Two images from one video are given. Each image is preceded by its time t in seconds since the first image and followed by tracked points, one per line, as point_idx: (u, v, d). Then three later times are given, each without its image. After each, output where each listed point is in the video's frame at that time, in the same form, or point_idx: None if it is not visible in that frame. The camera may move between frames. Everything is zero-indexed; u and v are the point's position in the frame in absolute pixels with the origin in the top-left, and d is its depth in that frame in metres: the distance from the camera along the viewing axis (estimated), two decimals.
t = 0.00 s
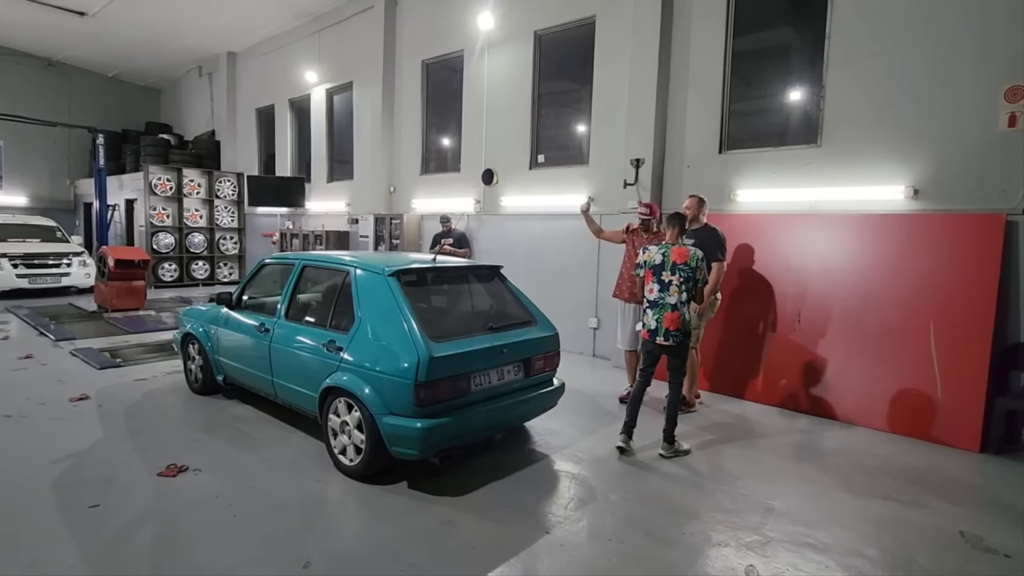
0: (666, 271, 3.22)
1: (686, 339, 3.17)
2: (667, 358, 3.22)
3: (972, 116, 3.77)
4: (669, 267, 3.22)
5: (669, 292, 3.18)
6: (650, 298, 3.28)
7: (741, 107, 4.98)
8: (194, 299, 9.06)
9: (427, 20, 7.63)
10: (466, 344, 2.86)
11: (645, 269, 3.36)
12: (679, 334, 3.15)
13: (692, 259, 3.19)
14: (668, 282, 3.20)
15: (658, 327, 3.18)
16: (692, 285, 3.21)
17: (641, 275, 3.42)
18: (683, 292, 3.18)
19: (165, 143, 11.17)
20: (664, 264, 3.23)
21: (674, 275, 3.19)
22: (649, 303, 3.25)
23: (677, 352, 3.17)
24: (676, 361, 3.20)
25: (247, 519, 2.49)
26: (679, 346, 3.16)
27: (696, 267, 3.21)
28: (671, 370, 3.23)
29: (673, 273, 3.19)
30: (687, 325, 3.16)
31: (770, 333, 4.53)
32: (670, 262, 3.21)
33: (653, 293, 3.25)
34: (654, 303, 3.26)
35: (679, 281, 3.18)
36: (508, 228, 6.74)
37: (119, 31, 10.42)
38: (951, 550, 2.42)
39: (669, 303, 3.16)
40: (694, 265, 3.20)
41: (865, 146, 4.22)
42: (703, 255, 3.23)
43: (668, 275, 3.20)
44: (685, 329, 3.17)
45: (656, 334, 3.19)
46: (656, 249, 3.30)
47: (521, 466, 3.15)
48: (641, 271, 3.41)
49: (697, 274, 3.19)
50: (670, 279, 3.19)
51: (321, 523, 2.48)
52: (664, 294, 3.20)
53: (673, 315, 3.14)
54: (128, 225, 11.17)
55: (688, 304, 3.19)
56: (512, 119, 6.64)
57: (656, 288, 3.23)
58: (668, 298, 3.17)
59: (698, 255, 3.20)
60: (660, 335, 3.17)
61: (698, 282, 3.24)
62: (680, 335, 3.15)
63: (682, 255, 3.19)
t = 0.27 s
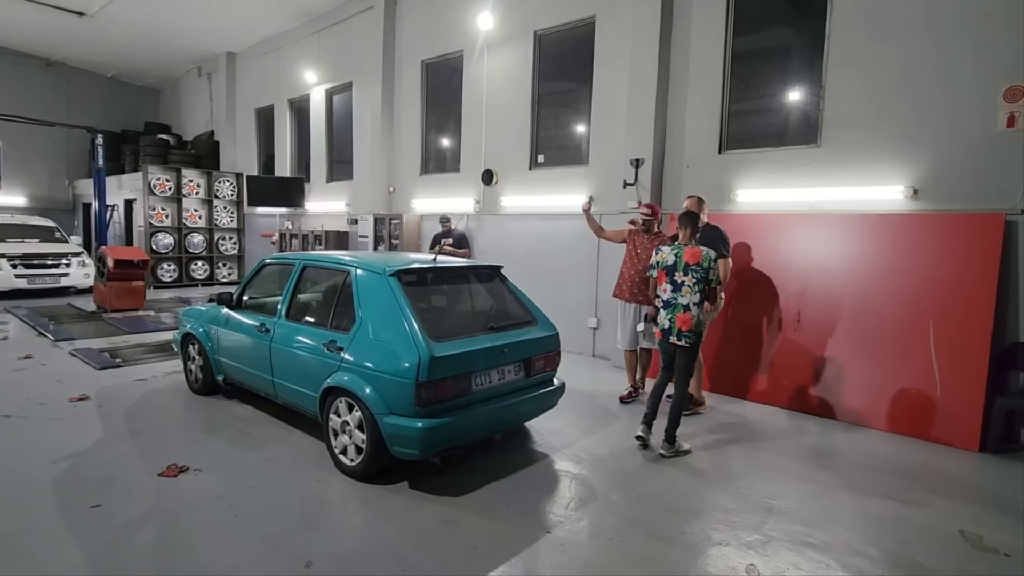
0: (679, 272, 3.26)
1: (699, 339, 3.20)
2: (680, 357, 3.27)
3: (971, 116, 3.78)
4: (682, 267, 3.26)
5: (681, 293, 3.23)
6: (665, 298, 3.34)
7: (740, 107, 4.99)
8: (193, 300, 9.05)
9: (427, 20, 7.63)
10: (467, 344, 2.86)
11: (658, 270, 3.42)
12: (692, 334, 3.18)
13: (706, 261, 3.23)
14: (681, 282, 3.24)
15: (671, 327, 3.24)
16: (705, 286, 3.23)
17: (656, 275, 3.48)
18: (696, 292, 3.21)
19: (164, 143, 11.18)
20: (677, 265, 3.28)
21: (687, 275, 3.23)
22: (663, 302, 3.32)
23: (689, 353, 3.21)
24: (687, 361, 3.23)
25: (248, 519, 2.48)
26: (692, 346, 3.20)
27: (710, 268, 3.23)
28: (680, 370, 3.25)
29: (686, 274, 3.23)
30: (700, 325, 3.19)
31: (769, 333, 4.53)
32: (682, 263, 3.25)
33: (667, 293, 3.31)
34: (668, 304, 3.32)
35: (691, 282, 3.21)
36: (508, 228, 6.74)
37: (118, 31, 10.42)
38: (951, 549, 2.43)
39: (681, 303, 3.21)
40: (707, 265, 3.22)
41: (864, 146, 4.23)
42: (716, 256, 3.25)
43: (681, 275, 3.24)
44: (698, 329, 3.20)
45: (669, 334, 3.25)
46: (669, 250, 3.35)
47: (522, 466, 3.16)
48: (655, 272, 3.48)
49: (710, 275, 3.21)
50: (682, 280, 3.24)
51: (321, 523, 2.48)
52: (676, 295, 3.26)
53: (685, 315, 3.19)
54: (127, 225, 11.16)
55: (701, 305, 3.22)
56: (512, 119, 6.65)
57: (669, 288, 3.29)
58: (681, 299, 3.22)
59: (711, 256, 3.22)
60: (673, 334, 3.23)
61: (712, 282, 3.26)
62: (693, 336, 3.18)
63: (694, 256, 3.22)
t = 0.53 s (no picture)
0: (688, 273, 3.30)
1: (708, 340, 3.23)
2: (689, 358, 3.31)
3: (971, 117, 3.79)
4: (691, 269, 3.29)
5: (690, 294, 3.28)
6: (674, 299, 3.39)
7: (740, 108, 5.00)
8: (194, 301, 9.06)
9: (427, 21, 7.64)
10: (468, 345, 2.86)
11: (668, 272, 3.45)
12: (700, 336, 3.22)
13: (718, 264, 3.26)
14: (690, 283, 3.29)
15: (680, 328, 3.29)
16: (714, 288, 3.26)
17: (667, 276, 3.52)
18: (705, 294, 3.26)
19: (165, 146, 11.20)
20: (687, 266, 3.31)
21: (696, 276, 3.27)
22: (672, 303, 3.37)
23: (697, 354, 3.24)
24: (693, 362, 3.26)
25: (250, 521, 2.49)
26: (700, 347, 3.23)
27: (719, 269, 3.25)
28: (686, 372, 3.28)
29: (695, 276, 3.27)
30: (708, 327, 3.22)
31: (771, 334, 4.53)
32: (692, 264, 3.29)
33: (676, 294, 3.36)
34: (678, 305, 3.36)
35: (700, 283, 3.25)
36: (508, 229, 6.75)
37: (119, 34, 10.44)
38: (952, 549, 2.43)
39: (690, 304, 3.25)
40: (716, 267, 3.24)
41: (865, 147, 4.24)
42: (725, 257, 3.27)
43: (690, 276, 3.28)
44: (707, 330, 3.23)
45: (677, 335, 3.29)
46: (679, 252, 3.38)
47: (523, 467, 3.16)
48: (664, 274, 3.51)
49: (719, 277, 3.23)
50: (691, 281, 3.28)
51: (324, 523, 2.49)
52: (686, 296, 3.30)
53: (693, 316, 3.23)
54: (128, 227, 11.17)
55: (710, 306, 3.25)
56: (512, 120, 6.66)
57: (678, 289, 3.33)
58: (690, 300, 3.27)
59: (720, 257, 3.25)
60: (681, 335, 3.27)
61: (721, 284, 3.27)
62: (701, 337, 3.21)
63: (703, 258, 3.26)
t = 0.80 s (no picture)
0: (702, 276, 3.38)
1: (722, 342, 3.30)
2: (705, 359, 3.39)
3: (972, 117, 3.79)
4: (704, 272, 3.37)
5: (704, 296, 3.36)
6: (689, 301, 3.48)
7: (741, 110, 5.01)
8: (196, 304, 9.07)
9: (428, 24, 7.66)
10: (470, 347, 2.87)
11: (682, 276, 3.53)
12: (714, 337, 3.30)
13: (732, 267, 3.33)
14: (703, 286, 3.37)
15: (695, 330, 3.37)
16: (728, 290, 3.33)
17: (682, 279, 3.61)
18: (719, 296, 3.33)
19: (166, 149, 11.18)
20: (700, 269, 3.39)
21: (709, 279, 3.35)
22: (687, 306, 3.46)
23: (711, 355, 3.32)
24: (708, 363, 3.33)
25: (254, 523, 2.49)
26: (714, 348, 3.30)
27: (732, 272, 3.32)
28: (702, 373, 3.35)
29: (709, 279, 3.35)
30: (722, 328, 3.30)
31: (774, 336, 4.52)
32: (705, 267, 3.37)
33: (690, 296, 3.45)
34: (692, 308, 3.45)
35: (713, 286, 3.33)
36: (510, 231, 6.75)
37: (121, 37, 10.48)
38: (956, 550, 2.43)
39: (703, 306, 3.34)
40: (729, 269, 3.32)
41: (866, 148, 4.24)
42: (738, 260, 3.34)
43: (704, 279, 3.37)
44: (721, 332, 3.31)
45: (692, 336, 3.38)
46: (693, 255, 3.46)
47: (526, 469, 3.16)
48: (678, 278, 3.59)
49: (732, 279, 3.30)
50: (705, 284, 3.36)
51: (327, 526, 2.49)
52: (700, 298, 3.39)
53: (707, 319, 3.31)
54: (130, 230, 11.20)
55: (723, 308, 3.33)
56: (513, 122, 6.67)
57: (692, 291, 3.42)
58: (703, 302, 3.36)
59: (733, 260, 3.32)
60: (696, 337, 3.36)
61: (734, 286, 3.35)
62: (715, 339, 3.29)
63: (716, 261, 3.34)
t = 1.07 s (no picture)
0: (723, 278, 3.43)
1: (742, 342, 3.36)
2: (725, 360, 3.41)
3: (972, 118, 3.80)
4: (726, 274, 3.43)
5: (725, 297, 3.40)
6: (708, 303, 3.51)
7: (741, 111, 5.02)
8: (197, 307, 9.08)
9: (428, 27, 7.68)
10: (472, 349, 2.87)
11: (702, 278, 3.59)
12: (735, 338, 3.34)
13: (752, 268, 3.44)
14: (725, 287, 3.41)
15: (715, 331, 3.39)
16: (748, 291, 3.41)
17: (698, 281, 3.65)
18: (740, 297, 3.38)
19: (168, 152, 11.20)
20: (721, 271, 3.44)
21: (731, 281, 3.40)
22: (707, 307, 3.48)
23: (733, 356, 3.35)
24: (730, 364, 3.37)
25: (257, 526, 2.49)
26: (736, 349, 3.35)
27: (752, 274, 3.42)
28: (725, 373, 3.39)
29: (730, 280, 3.40)
30: (743, 329, 3.35)
31: (776, 336, 4.51)
32: (726, 269, 3.43)
33: (710, 298, 3.47)
34: (711, 309, 3.48)
35: (735, 287, 3.39)
36: (510, 233, 6.76)
37: (122, 41, 10.51)
38: (960, 551, 2.42)
39: (725, 307, 3.37)
40: (750, 271, 3.41)
41: (867, 149, 4.24)
42: (757, 262, 3.44)
43: (725, 281, 3.41)
44: (741, 333, 3.36)
45: (713, 337, 3.40)
46: (713, 257, 3.51)
47: (528, 470, 3.16)
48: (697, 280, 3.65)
49: (753, 280, 3.39)
50: (726, 285, 3.41)
51: (330, 529, 2.49)
52: (720, 299, 3.42)
53: (729, 319, 3.35)
54: (132, 233, 11.22)
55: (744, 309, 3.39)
56: (513, 124, 6.69)
57: (713, 293, 3.45)
58: (725, 303, 3.39)
59: (753, 261, 3.41)
60: (717, 338, 3.38)
61: (753, 288, 3.44)
62: (736, 339, 3.34)
63: (737, 262, 3.41)
